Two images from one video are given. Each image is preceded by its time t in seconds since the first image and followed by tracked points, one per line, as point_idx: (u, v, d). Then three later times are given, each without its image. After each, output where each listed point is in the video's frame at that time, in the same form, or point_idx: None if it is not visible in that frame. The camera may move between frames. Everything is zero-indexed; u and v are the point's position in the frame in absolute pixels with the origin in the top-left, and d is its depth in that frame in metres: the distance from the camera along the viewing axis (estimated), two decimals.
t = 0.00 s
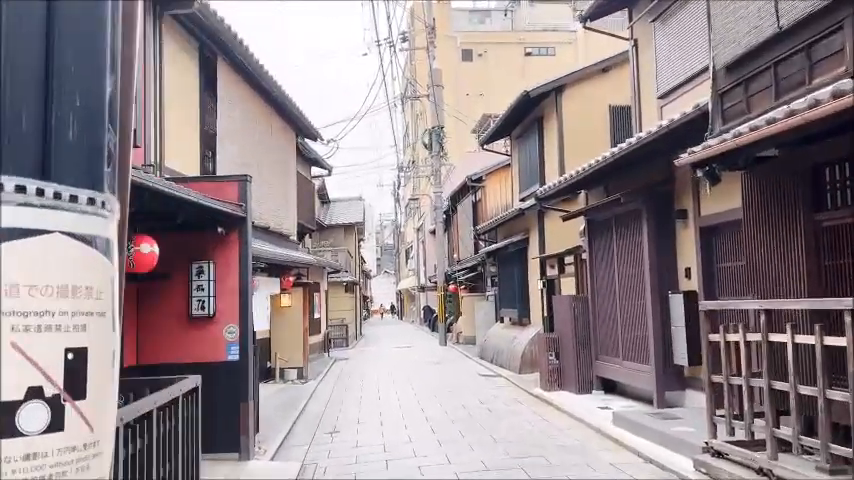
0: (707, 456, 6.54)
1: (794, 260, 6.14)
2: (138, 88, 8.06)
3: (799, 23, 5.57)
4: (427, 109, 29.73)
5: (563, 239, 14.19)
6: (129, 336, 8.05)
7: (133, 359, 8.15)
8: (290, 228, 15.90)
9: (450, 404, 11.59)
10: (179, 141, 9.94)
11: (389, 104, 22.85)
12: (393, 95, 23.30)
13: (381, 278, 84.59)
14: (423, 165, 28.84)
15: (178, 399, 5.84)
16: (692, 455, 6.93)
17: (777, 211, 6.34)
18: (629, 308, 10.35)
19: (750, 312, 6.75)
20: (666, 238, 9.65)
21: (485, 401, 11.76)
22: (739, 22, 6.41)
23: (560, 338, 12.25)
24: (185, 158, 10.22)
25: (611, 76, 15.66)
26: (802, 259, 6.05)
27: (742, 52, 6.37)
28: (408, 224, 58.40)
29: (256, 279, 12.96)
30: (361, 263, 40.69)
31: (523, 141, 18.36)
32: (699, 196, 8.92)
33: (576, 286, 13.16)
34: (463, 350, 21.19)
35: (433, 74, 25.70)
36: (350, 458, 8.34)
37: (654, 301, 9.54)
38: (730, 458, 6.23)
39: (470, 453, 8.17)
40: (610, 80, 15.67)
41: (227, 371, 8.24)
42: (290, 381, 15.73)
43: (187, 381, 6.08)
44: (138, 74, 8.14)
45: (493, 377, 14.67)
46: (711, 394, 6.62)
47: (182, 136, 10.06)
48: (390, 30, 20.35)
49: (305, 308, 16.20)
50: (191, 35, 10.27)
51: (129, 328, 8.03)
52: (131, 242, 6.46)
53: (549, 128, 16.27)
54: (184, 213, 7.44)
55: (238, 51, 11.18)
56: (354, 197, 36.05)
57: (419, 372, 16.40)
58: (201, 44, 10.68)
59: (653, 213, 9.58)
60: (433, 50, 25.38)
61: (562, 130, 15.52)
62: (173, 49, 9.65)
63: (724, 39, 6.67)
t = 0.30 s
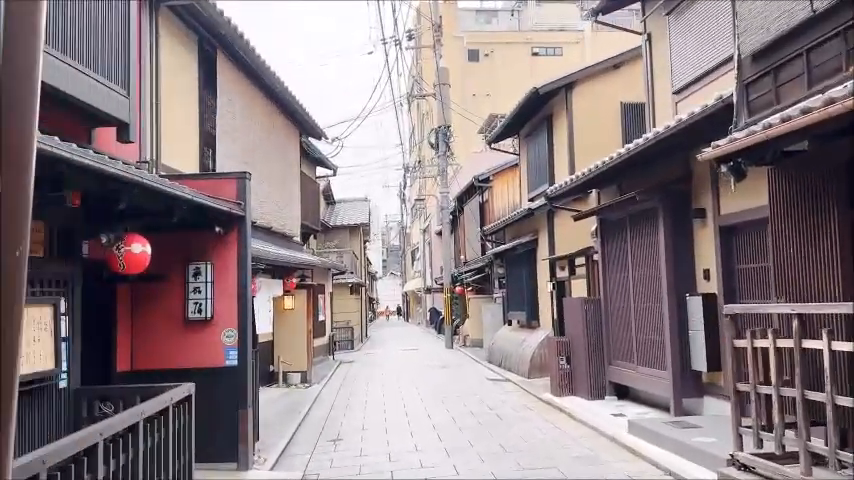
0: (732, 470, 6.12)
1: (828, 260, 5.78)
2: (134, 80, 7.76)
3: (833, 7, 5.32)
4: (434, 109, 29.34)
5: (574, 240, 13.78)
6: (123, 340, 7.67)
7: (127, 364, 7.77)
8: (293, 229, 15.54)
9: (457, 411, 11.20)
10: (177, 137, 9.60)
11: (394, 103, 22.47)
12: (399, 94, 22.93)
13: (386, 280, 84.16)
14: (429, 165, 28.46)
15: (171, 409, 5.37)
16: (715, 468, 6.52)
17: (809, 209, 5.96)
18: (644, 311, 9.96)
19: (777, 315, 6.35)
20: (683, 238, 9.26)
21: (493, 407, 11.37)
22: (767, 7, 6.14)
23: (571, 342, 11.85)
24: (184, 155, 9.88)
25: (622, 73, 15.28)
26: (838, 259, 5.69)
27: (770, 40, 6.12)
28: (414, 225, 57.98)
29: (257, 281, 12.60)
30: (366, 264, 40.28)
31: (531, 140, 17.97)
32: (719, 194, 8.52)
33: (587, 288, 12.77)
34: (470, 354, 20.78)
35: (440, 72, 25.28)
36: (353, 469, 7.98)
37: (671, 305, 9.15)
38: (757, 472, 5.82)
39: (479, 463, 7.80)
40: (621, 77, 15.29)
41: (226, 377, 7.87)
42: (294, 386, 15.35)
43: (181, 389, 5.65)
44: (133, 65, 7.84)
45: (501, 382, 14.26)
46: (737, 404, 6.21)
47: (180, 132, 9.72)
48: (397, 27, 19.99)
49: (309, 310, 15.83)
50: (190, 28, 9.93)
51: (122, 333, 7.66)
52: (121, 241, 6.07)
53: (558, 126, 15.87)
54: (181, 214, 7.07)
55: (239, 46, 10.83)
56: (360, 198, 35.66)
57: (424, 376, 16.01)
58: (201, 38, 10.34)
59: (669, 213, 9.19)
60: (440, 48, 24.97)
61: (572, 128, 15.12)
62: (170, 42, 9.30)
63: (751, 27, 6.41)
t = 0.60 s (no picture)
0: None
1: None
2: (132, 69, 7.45)
3: None
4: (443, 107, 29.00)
5: (589, 238, 13.39)
6: (122, 341, 7.35)
7: (126, 366, 7.46)
8: (300, 227, 15.21)
9: (468, 414, 10.84)
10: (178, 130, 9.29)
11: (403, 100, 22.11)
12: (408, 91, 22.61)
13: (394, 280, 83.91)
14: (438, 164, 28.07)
15: (167, 414, 5.03)
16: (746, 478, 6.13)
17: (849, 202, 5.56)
18: (664, 311, 9.56)
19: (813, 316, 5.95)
20: (706, 236, 8.86)
21: (506, 411, 11.00)
22: None
23: (587, 343, 11.48)
24: (187, 149, 9.56)
25: (638, 67, 14.86)
26: None
27: (804, 20, 6.00)
28: (422, 226, 57.66)
29: (263, 279, 12.27)
30: (374, 264, 39.97)
31: (543, 136, 17.59)
32: (744, 189, 8.13)
33: (603, 288, 12.38)
34: (480, 355, 20.40)
35: (449, 69, 24.93)
36: (361, 475, 7.62)
37: (694, 305, 8.76)
38: None
39: (494, 470, 7.43)
40: (637, 72, 14.88)
41: (229, 379, 7.54)
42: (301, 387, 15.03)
43: (178, 394, 5.30)
44: (131, 53, 7.51)
45: (513, 384, 13.89)
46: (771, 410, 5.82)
47: (182, 125, 9.40)
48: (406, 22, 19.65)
49: (316, 310, 15.53)
50: (193, 19, 9.62)
51: (121, 333, 7.33)
52: (117, 235, 5.77)
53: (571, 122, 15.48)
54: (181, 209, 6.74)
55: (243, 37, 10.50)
56: (367, 198, 35.36)
57: (434, 378, 15.65)
58: (205, 29, 10.02)
59: (691, 209, 8.80)
60: (450, 44, 24.63)
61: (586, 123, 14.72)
62: (172, 32, 8.98)
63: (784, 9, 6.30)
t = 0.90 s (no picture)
0: None
1: None
2: (128, 59, 7.12)
3: None
4: (451, 106, 28.62)
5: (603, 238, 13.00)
6: (119, 345, 7.06)
7: (123, 370, 7.16)
8: (306, 227, 14.87)
9: (479, 420, 10.48)
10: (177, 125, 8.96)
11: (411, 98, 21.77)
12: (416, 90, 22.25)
13: (402, 282, 83.64)
14: (446, 163, 27.70)
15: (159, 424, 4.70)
16: None
17: None
18: (684, 313, 9.18)
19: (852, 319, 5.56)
20: (729, 235, 8.47)
21: (518, 416, 10.63)
22: None
23: (601, 346, 11.10)
24: (187, 145, 9.23)
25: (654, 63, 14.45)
26: None
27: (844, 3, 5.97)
28: (430, 227, 57.25)
29: (268, 281, 11.95)
30: (382, 265, 39.61)
31: (554, 135, 17.20)
32: (770, 185, 7.74)
33: (618, 289, 11.99)
34: (489, 357, 20.00)
35: (457, 67, 24.53)
36: None
37: (716, 307, 8.38)
38: None
39: None
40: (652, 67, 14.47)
41: (229, 385, 7.21)
42: (307, 391, 14.65)
43: (172, 403, 4.95)
44: (127, 43, 7.18)
45: (525, 388, 13.50)
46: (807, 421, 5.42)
47: (182, 121, 9.08)
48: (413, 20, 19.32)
49: (322, 312, 15.25)
50: (194, 11, 9.31)
51: (118, 336, 7.04)
52: (110, 234, 5.45)
53: (584, 119, 15.09)
54: (181, 207, 6.42)
55: (246, 31, 10.16)
56: (375, 198, 35.02)
57: (443, 381, 15.28)
58: (206, 22, 9.71)
59: (713, 206, 8.42)
60: (458, 42, 24.24)
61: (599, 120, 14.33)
62: (172, 23, 8.67)
63: None
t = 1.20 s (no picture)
0: None
1: None
2: (122, 45, 6.71)
3: None
4: (459, 104, 28.24)
5: (617, 236, 12.61)
6: (112, 346, 6.74)
7: (117, 373, 6.85)
8: (311, 225, 14.53)
9: (489, 425, 10.13)
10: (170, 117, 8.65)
11: (419, 95, 21.41)
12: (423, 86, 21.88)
13: (410, 282, 83.35)
14: (455, 162, 27.32)
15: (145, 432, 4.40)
16: None
17: None
18: (704, 313, 8.80)
19: None
20: (752, 231, 8.08)
21: (530, 421, 10.26)
22: None
23: (616, 348, 10.72)
24: (186, 137, 8.91)
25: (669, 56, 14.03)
26: None
27: None
28: (438, 227, 56.86)
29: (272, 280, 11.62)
30: (389, 266, 39.27)
31: (565, 131, 16.81)
32: (796, 177, 7.32)
33: (633, 289, 11.61)
34: (499, 359, 19.61)
35: (466, 64, 24.12)
36: None
37: (738, 307, 7.99)
38: None
39: None
40: (666, 61, 14.05)
41: (228, 388, 6.89)
42: (312, 393, 14.31)
43: (161, 409, 4.63)
44: (121, 28, 6.77)
45: (535, 391, 13.13)
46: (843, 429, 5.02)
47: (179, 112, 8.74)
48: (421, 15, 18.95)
49: (328, 312, 14.92)
50: None
51: (111, 337, 6.73)
52: (98, 228, 5.13)
53: (596, 114, 14.69)
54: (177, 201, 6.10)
55: (247, 21, 9.82)
56: (383, 197, 34.68)
57: (452, 383, 14.92)
58: (207, 11, 9.39)
59: (735, 201, 8.03)
60: (467, 38, 23.84)
61: (611, 115, 13.94)
62: (171, 12, 8.34)
63: None
